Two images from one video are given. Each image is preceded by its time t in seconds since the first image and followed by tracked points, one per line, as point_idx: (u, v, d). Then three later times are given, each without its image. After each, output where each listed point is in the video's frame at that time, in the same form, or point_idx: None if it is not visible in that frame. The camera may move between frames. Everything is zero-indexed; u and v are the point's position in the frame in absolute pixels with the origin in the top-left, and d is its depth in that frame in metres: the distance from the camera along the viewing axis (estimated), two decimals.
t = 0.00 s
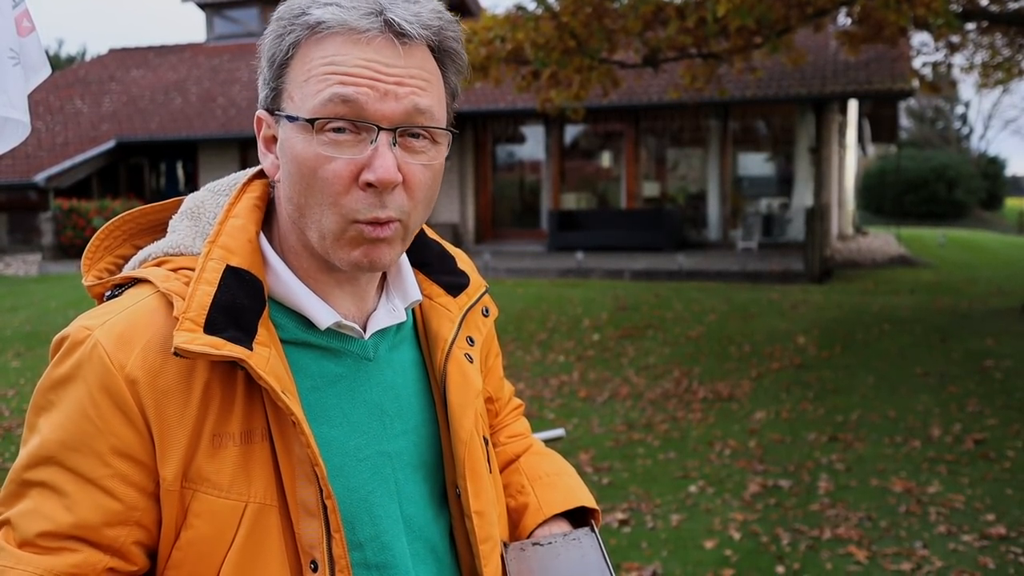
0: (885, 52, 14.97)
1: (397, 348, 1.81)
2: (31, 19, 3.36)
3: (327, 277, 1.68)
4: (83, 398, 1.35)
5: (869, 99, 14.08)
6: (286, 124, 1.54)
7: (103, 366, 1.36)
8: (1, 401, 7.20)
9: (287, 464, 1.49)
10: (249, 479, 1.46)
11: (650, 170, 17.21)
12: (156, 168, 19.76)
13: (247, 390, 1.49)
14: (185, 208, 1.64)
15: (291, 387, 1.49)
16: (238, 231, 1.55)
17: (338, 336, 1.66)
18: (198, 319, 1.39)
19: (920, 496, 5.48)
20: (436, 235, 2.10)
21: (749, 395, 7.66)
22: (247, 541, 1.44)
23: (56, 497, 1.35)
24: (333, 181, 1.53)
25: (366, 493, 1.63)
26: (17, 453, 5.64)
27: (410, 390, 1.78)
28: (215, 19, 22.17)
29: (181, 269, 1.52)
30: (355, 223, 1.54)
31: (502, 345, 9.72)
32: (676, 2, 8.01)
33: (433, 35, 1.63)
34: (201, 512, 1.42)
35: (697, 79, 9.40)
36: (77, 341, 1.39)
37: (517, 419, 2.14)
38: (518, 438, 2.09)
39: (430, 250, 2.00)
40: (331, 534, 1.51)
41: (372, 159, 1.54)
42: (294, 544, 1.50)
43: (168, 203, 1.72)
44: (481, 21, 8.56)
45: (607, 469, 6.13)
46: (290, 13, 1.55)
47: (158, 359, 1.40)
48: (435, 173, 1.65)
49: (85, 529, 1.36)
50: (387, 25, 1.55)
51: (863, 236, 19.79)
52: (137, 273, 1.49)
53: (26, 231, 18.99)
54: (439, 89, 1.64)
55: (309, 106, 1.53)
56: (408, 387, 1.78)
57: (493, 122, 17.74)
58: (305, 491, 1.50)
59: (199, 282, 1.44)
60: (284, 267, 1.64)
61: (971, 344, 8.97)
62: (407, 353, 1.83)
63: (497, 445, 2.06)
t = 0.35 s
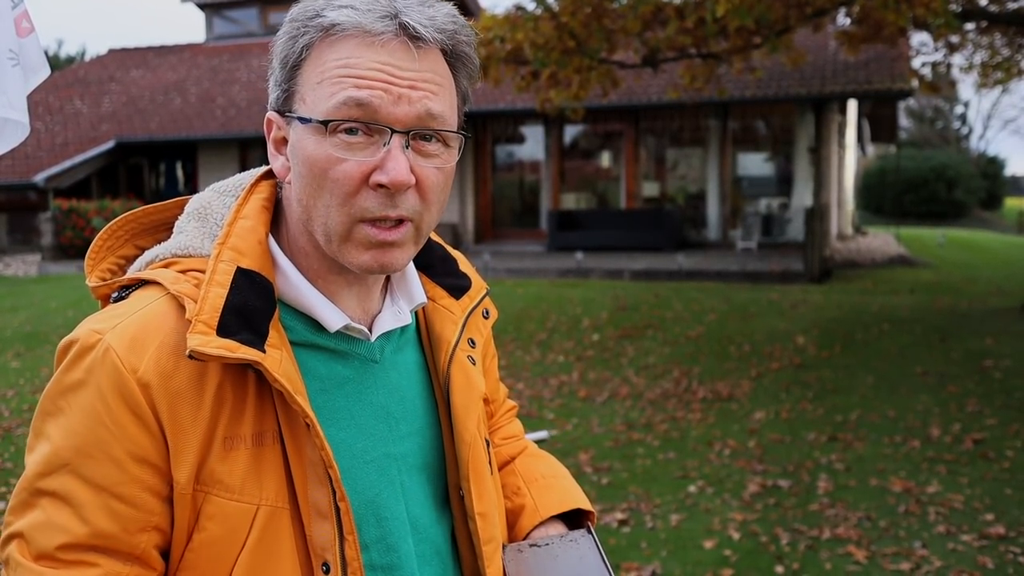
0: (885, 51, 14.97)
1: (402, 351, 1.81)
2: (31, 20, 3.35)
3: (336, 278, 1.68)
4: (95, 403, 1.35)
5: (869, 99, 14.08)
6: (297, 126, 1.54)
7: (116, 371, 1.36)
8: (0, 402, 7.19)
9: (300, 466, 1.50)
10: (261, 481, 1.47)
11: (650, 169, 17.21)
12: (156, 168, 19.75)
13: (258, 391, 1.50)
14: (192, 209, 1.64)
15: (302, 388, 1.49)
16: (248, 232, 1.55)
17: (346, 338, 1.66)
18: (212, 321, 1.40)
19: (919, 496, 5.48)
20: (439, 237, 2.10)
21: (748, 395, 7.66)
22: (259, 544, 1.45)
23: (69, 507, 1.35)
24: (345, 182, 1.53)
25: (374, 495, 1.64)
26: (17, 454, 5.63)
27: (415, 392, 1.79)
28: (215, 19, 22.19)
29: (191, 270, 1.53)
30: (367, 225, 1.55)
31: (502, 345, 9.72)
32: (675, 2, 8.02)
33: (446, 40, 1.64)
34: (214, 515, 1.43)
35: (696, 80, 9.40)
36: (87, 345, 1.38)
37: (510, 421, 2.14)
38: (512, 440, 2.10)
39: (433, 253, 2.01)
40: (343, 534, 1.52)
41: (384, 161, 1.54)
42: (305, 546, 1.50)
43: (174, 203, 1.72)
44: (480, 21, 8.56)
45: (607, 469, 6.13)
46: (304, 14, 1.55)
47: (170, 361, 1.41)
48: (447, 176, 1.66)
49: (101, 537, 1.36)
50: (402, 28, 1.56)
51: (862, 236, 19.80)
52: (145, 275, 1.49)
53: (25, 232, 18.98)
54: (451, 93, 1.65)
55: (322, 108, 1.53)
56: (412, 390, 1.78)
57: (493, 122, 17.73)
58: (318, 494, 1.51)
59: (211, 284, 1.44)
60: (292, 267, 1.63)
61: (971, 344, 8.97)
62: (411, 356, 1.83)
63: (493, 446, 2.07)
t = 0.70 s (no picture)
0: (884, 51, 14.97)
1: (399, 351, 1.81)
2: (30, 20, 3.35)
3: (329, 278, 1.68)
4: (92, 403, 1.35)
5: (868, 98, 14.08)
6: (276, 130, 1.55)
7: (112, 372, 1.36)
8: None
9: (295, 466, 1.50)
10: (257, 481, 1.46)
11: (649, 169, 17.22)
12: (155, 167, 19.75)
13: (254, 390, 1.49)
14: (187, 210, 1.64)
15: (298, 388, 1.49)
16: (243, 233, 1.55)
17: (342, 338, 1.66)
18: (207, 321, 1.40)
19: (919, 495, 5.48)
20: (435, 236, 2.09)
21: (747, 394, 7.66)
22: (255, 544, 1.45)
23: (65, 508, 1.35)
24: (327, 181, 1.53)
25: (371, 495, 1.64)
26: (17, 454, 5.63)
27: (412, 392, 1.78)
28: (214, 19, 22.21)
29: (186, 271, 1.53)
30: (353, 222, 1.55)
31: (501, 345, 9.71)
32: (675, 1, 8.01)
33: (417, 28, 1.63)
34: (210, 515, 1.43)
35: (695, 79, 9.39)
36: (83, 346, 1.38)
37: (510, 421, 2.14)
38: (512, 439, 2.10)
39: (429, 252, 2.00)
40: (340, 535, 1.52)
41: (365, 158, 1.54)
42: (301, 545, 1.50)
43: (168, 205, 1.72)
44: (479, 21, 8.56)
45: (606, 469, 6.13)
46: (273, 17, 1.54)
47: (166, 361, 1.40)
48: (431, 166, 1.66)
49: (98, 538, 1.36)
50: (370, 22, 1.56)
51: (862, 236, 19.81)
52: (141, 276, 1.49)
53: (25, 232, 18.98)
54: (428, 82, 1.64)
55: (298, 110, 1.53)
56: (409, 390, 1.78)
57: (492, 121, 17.73)
58: (314, 493, 1.51)
59: (206, 284, 1.45)
60: (286, 267, 1.64)
61: (970, 344, 8.97)
62: (408, 356, 1.84)
63: (492, 446, 2.07)
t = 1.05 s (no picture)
0: (883, 51, 14.99)
1: (392, 353, 1.81)
2: (28, 21, 3.33)
3: (320, 279, 1.68)
4: (80, 405, 1.36)
5: (867, 99, 14.08)
6: (253, 138, 1.55)
7: (102, 375, 1.36)
8: None
9: (285, 468, 1.49)
10: (246, 482, 1.46)
11: (648, 170, 17.23)
12: (154, 168, 19.74)
13: (243, 392, 1.49)
14: (180, 213, 1.64)
15: (288, 391, 1.49)
16: (232, 235, 1.54)
17: (334, 340, 1.66)
18: (195, 323, 1.39)
19: (918, 496, 5.49)
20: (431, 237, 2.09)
21: (746, 395, 7.67)
22: (245, 546, 1.44)
23: (58, 510, 1.36)
24: (305, 184, 1.53)
25: (362, 497, 1.64)
26: (15, 455, 5.63)
27: (406, 395, 1.78)
28: (213, 20, 22.24)
29: (177, 273, 1.53)
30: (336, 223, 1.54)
31: (500, 346, 9.71)
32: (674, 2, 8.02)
33: (379, 20, 1.61)
34: (199, 517, 1.43)
35: (694, 80, 9.39)
36: (73, 349, 1.38)
37: (510, 423, 2.14)
38: (511, 443, 2.10)
39: (425, 253, 2.00)
40: (329, 538, 1.52)
41: (340, 158, 1.54)
42: (290, 548, 1.50)
43: (162, 207, 1.72)
44: (478, 22, 8.56)
45: (605, 470, 6.13)
46: (236, 27, 1.54)
47: (155, 364, 1.40)
48: (411, 159, 1.65)
49: (90, 539, 1.37)
50: (329, 21, 1.54)
51: (860, 236, 19.82)
52: (132, 279, 1.49)
53: (24, 233, 18.96)
54: (398, 74, 1.63)
55: (270, 116, 1.53)
56: (403, 393, 1.78)
57: (491, 122, 17.72)
58: (303, 496, 1.50)
59: (195, 286, 1.44)
60: (276, 270, 1.64)
61: (969, 344, 8.98)
62: (402, 358, 1.83)
63: (490, 449, 2.07)
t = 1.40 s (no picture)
0: (883, 52, 14.99)
1: (390, 351, 1.81)
2: (27, 21, 3.32)
3: (315, 277, 1.69)
4: (74, 400, 1.36)
5: (867, 99, 14.09)
6: (249, 137, 1.55)
7: (96, 372, 1.36)
8: None
9: (279, 465, 1.49)
10: (240, 480, 1.46)
11: (648, 170, 17.23)
12: (153, 168, 19.74)
13: (238, 389, 1.48)
14: (176, 211, 1.64)
15: (283, 388, 1.49)
16: (228, 233, 1.54)
17: (330, 337, 1.66)
18: (189, 320, 1.39)
19: (917, 496, 5.49)
20: (429, 235, 2.08)
21: (746, 395, 7.68)
22: (238, 544, 1.44)
23: (51, 504, 1.35)
24: (300, 184, 1.53)
25: (358, 495, 1.64)
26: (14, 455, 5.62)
27: (403, 393, 1.78)
28: (212, 20, 22.26)
29: (172, 271, 1.52)
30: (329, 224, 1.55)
31: (500, 346, 9.71)
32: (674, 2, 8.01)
33: (380, 24, 1.61)
34: (193, 514, 1.43)
35: (694, 80, 9.39)
36: (67, 344, 1.38)
37: (510, 422, 2.14)
38: (511, 442, 2.10)
39: (422, 252, 2.00)
40: (322, 535, 1.51)
41: (336, 158, 1.54)
42: (284, 545, 1.50)
43: (159, 206, 1.72)
44: (478, 22, 8.56)
45: (605, 470, 6.13)
46: (237, 25, 1.54)
47: (149, 360, 1.40)
48: (407, 162, 1.65)
49: (81, 534, 1.36)
50: (329, 23, 1.55)
51: (860, 236, 19.83)
52: (128, 276, 1.49)
53: (24, 233, 18.96)
54: (397, 77, 1.63)
55: (268, 116, 1.53)
56: (400, 391, 1.78)
57: (491, 122, 17.72)
58: (297, 493, 1.50)
59: (189, 283, 1.44)
60: (272, 267, 1.64)
61: (968, 344, 8.98)
62: (400, 356, 1.83)
63: (490, 448, 2.07)
